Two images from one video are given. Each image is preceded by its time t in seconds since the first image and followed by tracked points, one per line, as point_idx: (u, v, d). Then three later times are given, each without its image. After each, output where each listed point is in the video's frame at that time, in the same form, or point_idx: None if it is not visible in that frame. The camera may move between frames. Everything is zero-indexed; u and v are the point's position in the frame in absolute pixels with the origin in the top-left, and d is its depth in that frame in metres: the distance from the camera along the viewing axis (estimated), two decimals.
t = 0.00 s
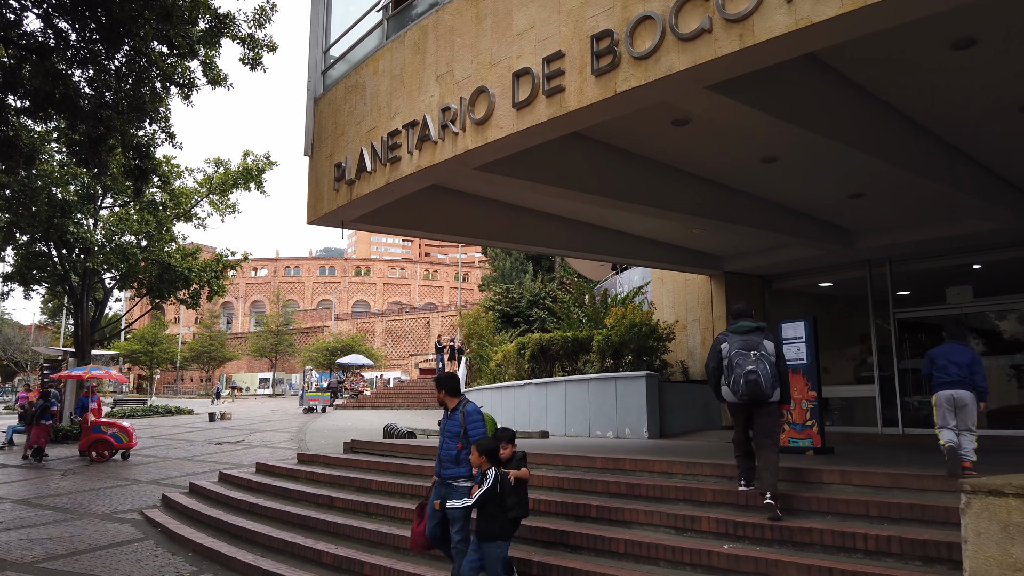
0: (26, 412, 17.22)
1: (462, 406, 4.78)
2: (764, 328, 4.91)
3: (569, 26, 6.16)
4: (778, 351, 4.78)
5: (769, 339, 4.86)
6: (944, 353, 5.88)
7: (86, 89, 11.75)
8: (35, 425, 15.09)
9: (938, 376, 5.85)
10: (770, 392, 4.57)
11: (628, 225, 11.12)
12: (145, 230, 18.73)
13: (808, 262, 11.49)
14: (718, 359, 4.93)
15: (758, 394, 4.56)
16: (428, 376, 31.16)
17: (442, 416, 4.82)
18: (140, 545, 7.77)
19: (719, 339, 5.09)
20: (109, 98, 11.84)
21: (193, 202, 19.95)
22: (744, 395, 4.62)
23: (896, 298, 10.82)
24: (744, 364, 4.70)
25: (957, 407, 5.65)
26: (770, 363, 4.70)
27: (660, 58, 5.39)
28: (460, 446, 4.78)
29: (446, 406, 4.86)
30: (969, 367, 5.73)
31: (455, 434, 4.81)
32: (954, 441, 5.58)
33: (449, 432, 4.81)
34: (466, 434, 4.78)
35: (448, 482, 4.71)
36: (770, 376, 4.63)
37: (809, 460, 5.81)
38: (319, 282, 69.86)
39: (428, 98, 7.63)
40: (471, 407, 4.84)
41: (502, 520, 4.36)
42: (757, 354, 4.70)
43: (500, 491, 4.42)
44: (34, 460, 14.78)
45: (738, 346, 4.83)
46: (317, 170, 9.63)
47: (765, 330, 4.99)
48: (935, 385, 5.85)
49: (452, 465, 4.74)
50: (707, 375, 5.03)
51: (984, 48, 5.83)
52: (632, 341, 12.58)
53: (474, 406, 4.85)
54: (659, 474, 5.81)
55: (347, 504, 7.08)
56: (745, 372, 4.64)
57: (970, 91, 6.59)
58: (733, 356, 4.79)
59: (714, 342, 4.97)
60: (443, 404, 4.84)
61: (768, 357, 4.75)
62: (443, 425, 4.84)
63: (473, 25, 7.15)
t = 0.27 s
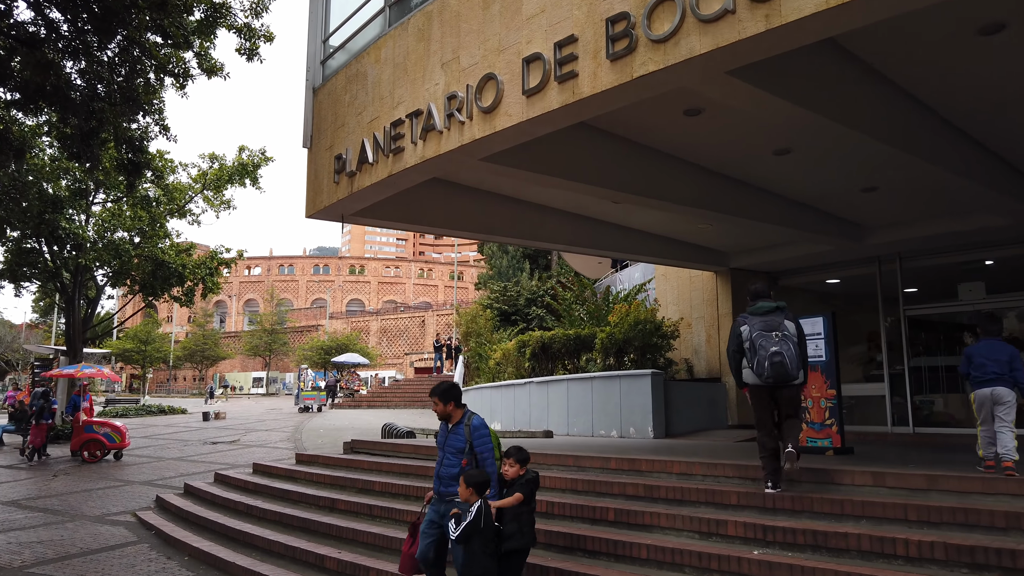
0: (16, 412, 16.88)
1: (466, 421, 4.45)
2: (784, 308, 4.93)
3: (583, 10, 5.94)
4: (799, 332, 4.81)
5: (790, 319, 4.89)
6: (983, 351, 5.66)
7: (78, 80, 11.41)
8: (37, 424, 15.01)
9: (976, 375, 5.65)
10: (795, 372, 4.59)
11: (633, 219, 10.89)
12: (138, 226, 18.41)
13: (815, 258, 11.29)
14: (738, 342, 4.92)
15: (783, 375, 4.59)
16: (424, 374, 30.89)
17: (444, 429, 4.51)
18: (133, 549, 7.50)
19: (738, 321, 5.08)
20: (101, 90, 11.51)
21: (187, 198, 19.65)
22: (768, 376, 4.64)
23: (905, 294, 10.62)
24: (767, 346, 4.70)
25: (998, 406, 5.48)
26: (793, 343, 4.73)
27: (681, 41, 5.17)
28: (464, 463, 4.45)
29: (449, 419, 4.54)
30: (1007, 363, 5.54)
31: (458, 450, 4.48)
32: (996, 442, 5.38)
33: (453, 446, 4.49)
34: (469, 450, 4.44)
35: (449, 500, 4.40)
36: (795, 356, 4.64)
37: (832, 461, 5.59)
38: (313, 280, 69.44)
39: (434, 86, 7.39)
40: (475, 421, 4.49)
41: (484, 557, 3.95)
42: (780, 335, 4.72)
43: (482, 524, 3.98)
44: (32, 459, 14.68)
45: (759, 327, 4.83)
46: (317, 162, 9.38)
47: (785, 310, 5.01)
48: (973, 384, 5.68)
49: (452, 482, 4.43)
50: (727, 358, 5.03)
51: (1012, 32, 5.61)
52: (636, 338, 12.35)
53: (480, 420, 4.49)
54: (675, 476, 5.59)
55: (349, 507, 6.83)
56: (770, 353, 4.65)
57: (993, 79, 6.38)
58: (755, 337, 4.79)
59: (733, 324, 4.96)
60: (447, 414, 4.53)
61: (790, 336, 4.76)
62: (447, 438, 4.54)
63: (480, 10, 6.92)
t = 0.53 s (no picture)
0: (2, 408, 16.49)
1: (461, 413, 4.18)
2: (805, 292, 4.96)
3: None
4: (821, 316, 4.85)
5: (810, 303, 4.92)
6: (1010, 341, 5.57)
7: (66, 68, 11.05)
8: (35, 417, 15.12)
9: (1007, 366, 5.54)
10: (820, 357, 4.66)
11: (635, 210, 10.68)
12: (128, 220, 18.05)
13: (819, 250, 11.12)
14: (759, 326, 4.92)
15: (809, 361, 4.63)
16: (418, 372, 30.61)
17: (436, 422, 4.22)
18: (123, 547, 7.22)
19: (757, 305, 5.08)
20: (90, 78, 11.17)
21: (178, 191, 19.31)
22: (794, 362, 4.67)
23: (911, 287, 10.46)
24: (792, 331, 4.73)
25: None
26: (815, 328, 4.77)
27: (698, 15, 4.97)
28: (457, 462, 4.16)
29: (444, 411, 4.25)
30: None
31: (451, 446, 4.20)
32: None
33: (445, 442, 4.19)
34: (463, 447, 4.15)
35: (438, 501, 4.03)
36: (819, 341, 4.70)
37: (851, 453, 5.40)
38: (305, 279, 68.96)
39: (436, 68, 7.18)
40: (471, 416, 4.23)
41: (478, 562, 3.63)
42: (804, 320, 4.75)
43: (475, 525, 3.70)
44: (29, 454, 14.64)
45: (782, 312, 4.84)
46: (313, 149, 9.13)
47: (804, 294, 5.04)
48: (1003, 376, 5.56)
49: (441, 480, 4.09)
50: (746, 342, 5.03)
51: None
52: (637, 333, 12.15)
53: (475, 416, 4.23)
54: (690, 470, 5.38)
55: (348, 503, 6.59)
56: (795, 339, 4.68)
57: (1012, 60, 6.21)
58: (779, 323, 4.80)
59: (754, 308, 4.96)
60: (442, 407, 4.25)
61: (812, 320, 4.81)
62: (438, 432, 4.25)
63: None
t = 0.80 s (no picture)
0: None
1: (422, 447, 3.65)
2: (824, 294, 4.85)
3: None
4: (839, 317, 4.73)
5: (830, 305, 4.80)
6: None
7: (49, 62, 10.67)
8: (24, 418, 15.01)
9: None
10: (839, 360, 4.52)
11: (634, 208, 10.48)
12: (114, 218, 17.65)
13: (819, 249, 10.96)
14: (776, 326, 4.81)
15: (827, 361, 4.49)
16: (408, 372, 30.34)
17: (393, 461, 3.67)
18: (104, 556, 6.93)
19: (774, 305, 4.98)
20: (73, 72, 10.81)
21: (166, 188, 18.93)
22: (811, 362, 4.53)
23: (912, 286, 10.32)
24: (810, 331, 4.60)
25: None
26: (834, 329, 4.65)
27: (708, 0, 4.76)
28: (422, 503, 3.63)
29: (402, 445, 3.72)
30: None
31: (415, 485, 3.64)
32: None
33: (408, 480, 3.65)
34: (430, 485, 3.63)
35: (403, 551, 3.55)
36: (838, 343, 4.57)
37: (866, 459, 5.21)
38: (294, 278, 68.47)
39: (433, 59, 6.94)
40: (435, 448, 3.71)
41: None
42: (822, 321, 4.63)
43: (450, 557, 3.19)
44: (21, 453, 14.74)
45: (801, 312, 4.72)
46: (304, 144, 8.86)
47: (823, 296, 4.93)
48: None
49: (406, 526, 3.58)
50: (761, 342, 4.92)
51: None
52: (634, 333, 11.94)
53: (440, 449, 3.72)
54: (698, 476, 5.17)
55: (340, 509, 6.33)
56: (813, 338, 4.55)
57: None
58: (797, 322, 4.68)
59: (771, 308, 4.85)
60: (398, 440, 3.71)
61: (831, 322, 4.69)
62: (396, 472, 3.69)
63: None
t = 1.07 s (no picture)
0: None
1: (381, 434, 3.39)
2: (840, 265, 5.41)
3: None
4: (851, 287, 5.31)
5: (845, 275, 5.39)
6: None
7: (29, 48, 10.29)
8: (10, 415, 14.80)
9: None
10: (848, 326, 5.15)
11: (632, 198, 10.25)
12: (99, 211, 17.21)
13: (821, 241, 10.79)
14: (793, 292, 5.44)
15: (835, 327, 5.14)
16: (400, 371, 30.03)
17: (350, 449, 3.43)
18: (84, 556, 6.63)
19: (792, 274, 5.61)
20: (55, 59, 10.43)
21: (153, 182, 18.55)
22: (822, 327, 5.18)
23: (915, 279, 10.15)
24: (823, 299, 5.22)
25: None
26: (846, 298, 5.25)
27: None
28: (381, 497, 3.38)
29: (358, 433, 3.47)
30: None
31: (374, 475, 3.39)
32: None
33: (365, 471, 3.40)
34: (389, 475, 3.39)
35: (359, 551, 3.31)
36: (848, 311, 5.17)
37: (880, 451, 5.00)
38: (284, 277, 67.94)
39: (427, 38, 6.69)
40: (394, 434, 3.46)
41: None
42: (836, 291, 5.22)
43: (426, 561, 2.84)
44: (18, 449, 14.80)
45: (815, 281, 5.33)
46: (293, 130, 8.57)
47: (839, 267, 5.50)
48: None
49: (363, 521, 3.34)
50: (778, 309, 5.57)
51: None
52: (631, 327, 11.73)
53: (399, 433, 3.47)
54: (707, 469, 4.94)
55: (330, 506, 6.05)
56: (825, 306, 5.17)
57: None
58: (811, 290, 5.30)
59: (789, 276, 5.48)
60: (354, 426, 3.46)
61: (844, 291, 5.28)
62: (352, 462, 3.44)
63: None
